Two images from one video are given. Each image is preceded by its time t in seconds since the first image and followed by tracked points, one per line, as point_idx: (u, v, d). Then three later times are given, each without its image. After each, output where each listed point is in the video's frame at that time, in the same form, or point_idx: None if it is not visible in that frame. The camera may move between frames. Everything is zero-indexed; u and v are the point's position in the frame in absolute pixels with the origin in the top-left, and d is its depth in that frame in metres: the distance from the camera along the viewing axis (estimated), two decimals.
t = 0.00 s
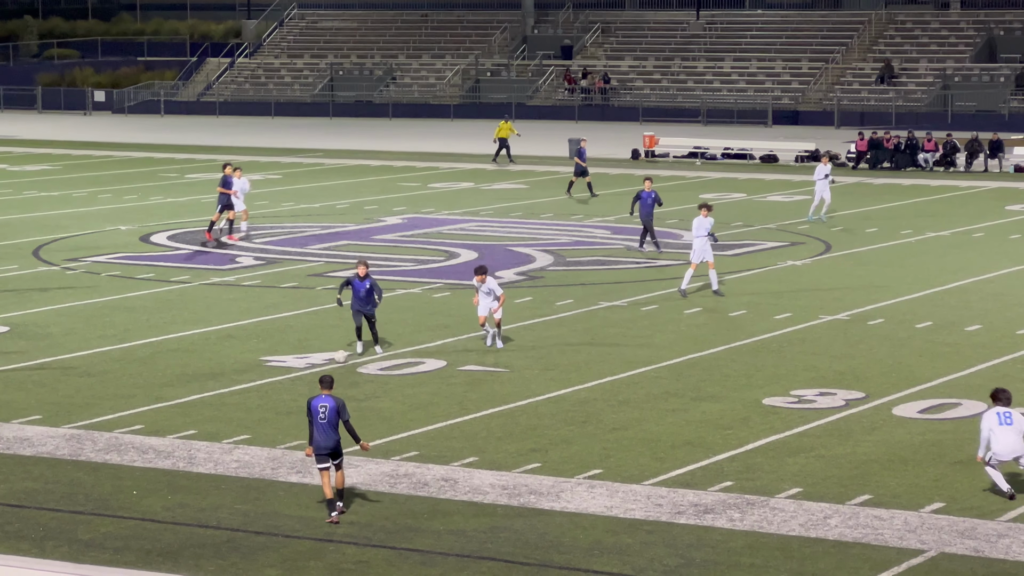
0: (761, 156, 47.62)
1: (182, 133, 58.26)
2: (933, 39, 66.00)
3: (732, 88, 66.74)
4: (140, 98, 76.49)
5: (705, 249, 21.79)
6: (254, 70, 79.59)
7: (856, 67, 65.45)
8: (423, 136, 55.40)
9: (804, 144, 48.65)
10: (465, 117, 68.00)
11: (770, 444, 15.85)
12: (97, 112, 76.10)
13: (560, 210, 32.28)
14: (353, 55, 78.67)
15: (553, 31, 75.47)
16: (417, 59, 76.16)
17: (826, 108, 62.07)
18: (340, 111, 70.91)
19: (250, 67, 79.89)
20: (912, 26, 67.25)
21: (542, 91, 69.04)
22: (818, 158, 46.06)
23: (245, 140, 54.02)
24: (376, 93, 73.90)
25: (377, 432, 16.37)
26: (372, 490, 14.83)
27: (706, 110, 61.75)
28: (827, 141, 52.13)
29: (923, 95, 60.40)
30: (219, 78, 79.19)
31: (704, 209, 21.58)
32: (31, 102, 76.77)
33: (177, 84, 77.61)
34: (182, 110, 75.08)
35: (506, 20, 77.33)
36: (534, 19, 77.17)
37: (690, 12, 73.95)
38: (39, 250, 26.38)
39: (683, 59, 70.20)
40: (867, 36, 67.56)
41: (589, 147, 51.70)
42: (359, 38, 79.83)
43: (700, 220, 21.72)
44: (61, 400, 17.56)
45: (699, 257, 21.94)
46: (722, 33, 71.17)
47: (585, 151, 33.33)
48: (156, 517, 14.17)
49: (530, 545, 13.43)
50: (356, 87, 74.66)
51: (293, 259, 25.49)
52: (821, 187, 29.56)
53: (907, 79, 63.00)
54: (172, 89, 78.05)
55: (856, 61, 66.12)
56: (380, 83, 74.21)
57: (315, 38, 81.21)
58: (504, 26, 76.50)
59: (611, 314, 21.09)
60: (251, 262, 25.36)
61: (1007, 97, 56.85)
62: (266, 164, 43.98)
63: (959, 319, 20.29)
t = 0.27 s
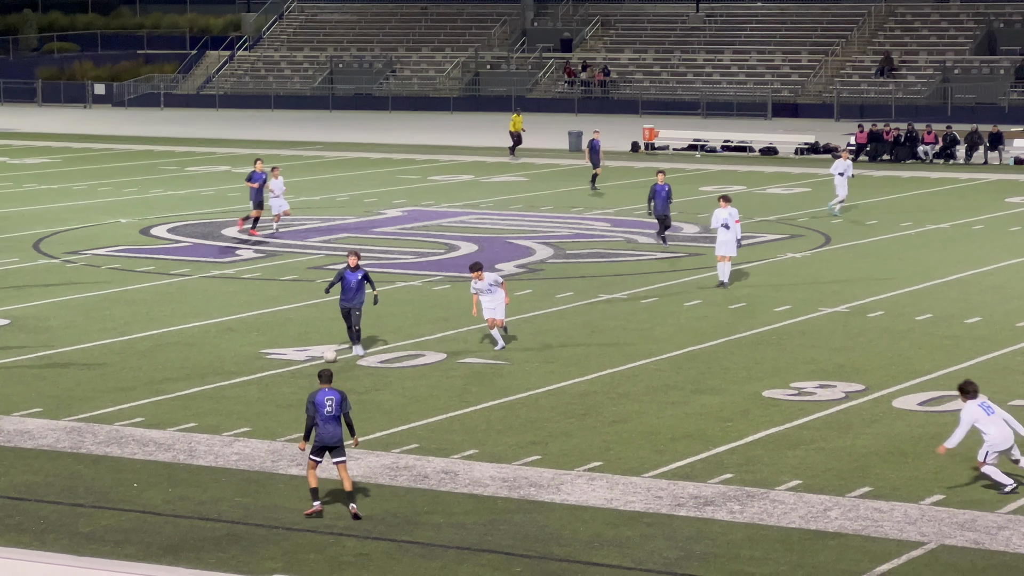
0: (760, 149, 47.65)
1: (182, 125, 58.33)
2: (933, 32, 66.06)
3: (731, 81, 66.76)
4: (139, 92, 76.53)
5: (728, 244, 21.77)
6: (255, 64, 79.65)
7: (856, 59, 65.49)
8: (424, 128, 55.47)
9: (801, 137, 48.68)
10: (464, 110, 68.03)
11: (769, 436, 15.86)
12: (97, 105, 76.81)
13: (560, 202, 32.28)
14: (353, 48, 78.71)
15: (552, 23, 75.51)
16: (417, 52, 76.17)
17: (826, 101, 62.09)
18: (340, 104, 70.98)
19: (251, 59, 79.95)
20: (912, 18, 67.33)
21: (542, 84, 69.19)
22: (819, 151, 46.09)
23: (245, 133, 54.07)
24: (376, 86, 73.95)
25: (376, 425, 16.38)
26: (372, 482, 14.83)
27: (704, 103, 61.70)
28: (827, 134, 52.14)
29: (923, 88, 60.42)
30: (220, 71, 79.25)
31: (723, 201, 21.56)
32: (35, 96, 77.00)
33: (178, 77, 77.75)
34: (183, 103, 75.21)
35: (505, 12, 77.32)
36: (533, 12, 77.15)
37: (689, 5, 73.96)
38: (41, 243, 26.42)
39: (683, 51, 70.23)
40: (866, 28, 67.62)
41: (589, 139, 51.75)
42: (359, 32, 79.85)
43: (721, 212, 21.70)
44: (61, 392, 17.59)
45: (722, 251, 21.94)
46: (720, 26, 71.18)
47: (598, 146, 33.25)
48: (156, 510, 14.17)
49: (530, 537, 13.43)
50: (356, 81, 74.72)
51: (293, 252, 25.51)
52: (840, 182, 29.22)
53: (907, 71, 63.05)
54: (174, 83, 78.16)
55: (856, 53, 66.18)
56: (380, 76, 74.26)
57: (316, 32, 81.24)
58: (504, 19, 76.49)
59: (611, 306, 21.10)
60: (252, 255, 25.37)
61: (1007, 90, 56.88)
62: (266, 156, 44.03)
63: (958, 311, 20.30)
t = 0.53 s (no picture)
0: (753, 147, 48.37)
1: (195, 125, 59.08)
2: (917, 34, 66.73)
3: (722, 83, 67.42)
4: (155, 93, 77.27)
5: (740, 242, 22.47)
6: (265, 66, 80.35)
7: (843, 62, 66.13)
8: (430, 128, 56.17)
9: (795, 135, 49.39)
10: (468, 112, 68.65)
11: (760, 423, 16.54)
12: (115, 106, 77.36)
13: (561, 199, 32.96)
14: (359, 51, 79.32)
15: (553, 27, 76.23)
16: (422, 55, 76.77)
17: (810, 102, 62.77)
18: (347, 106, 71.62)
19: (261, 63, 80.69)
20: (893, 22, 68.03)
21: (542, 86, 69.87)
22: (806, 150, 46.76)
23: (255, 133, 54.78)
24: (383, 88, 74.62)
25: (384, 412, 17.07)
26: (379, 468, 15.50)
27: (698, 103, 62.30)
28: (817, 133, 52.74)
29: (903, 89, 61.07)
30: (231, 73, 79.94)
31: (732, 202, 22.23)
32: (51, 98, 77.84)
33: (191, 79, 78.47)
34: (196, 104, 75.69)
35: (507, 16, 77.96)
36: (533, 17, 77.72)
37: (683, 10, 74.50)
38: (58, 239, 27.13)
39: (677, 54, 70.89)
40: (849, 33, 68.30)
41: (592, 138, 52.44)
42: (365, 35, 80.47)
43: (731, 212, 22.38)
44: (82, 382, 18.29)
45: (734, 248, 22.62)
46: (716, 29, 71.83)
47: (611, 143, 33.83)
48: (173, 494, 14.84)
49: (531, 520, 14.09)
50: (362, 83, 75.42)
51: (302, 247, 26.21)
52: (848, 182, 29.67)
53: (891, 73, 63.74)
54: (184, 84, 78.87)
55: (839, 57, 66.84)
56: (386, 78, 74.95)
57: (322, 35, 81.93)
58: (505, 23, 77.08)
59: (610, 298, 21.80)
60: (263, 249, 26.07)
61: (988, 90, 57.63)
62: (275, 155, 44.72)
63: (944, 304, 20.99)
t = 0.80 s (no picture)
0: (744, 147, 49.05)
1: (206, 126, 59.82)
2: (901, 39, 67.35)
3: (715, 85, 68.06)
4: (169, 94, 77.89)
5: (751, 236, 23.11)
6: (275, 69, 80.74)
7: (830, 64, 66.92)
8: (436, 129, 56.84)
9: (784, 136, 50.09)
10: (472, 113, 69.30)
11: (751, 412, 17.18)
12: (131, 108, 77.48)
13: (562, 197, 33.62)
14: (364, 54, 79.92)
15: (553, 31, 76.97)
16: (425, 58, 77.43)
17: (801, 102, 63.49)
18: (354, 107, 72.26)
19: (271, 65, 81.00)
20: (880, 26, 68.67)
21: (541, 87, 70.59)
22: (796, 148, 47.45)
23: (265, 133, 55.48)
24: (388, 90, 75.33)
25: (389, 402, 17.70)
26: (385, 455, 16.11)
27: (692, 104, 62.96)
28: (808, 133, 53.40)
29: (891, 90, 61.71)
30: (241, 75, 80.46)
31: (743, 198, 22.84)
32: (68, 99, 78.62)
33: (203, 81, 79.00)
34: (208, 106, 76.15)
35: (508, 21, 78.62)
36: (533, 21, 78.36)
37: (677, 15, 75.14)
38: (73, 235, 27.81)
39: (672, 57, 71.55)
40: (838, 36, 68.92)
41: (593, 138, 53.10)
42: (371, 39, 81.08)
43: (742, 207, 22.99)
44: (99, 373, 18.95)
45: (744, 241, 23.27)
46: (710, 33, 72.54)
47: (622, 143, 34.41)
48: (187, 480, 15.43)
49: (530, 505, 14.65)
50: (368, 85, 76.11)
51: (309, 243, 26.87)
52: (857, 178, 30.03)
53: (877, 76, 64.30)
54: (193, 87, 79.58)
55: (829, 59, 67.53)
56: (391, 80, 75.67)
57: (329, 38, 82.60)
58: (507, 27, 77.69)
59: (608, 292, 22.46)
60: (271, 245, 26.72)
61: (971, 92, 58.42)
62: (284, 155, 45.41)
63: (930, 297, 21.62)
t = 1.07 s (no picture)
0: (741, 140, 48.98)
1: (204, 120, 59.81)
2: (900, 32, 67.37)
3: (713, 79, 68.02)
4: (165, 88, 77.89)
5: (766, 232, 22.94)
6: (272, 63, 80.91)
7: (828, 58, 66.89)
8: (433, 123, 56.78)
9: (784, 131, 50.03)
10: (469, 106, 69.23)
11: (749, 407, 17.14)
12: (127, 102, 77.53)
13: (559, 191, 33.58)
14: (361, 49, 79.84)
15: (549, 25, 76.83)
16: (423, 52, 77.35)
17: (800, 96, 63.53)
18: (351, 101, 72.23)
19: (268, 59, 81.18)
20: (878, 20, 68.60)
21: (538, 81, 70.49)
22: (794, 143, 47.40)
23: (263, 128, 55.43)
24: (386, 84, 75.30)
25: (386, 397, 17.66)
26: (382, 450, 16.05)
27: (692, 99, 63.00)
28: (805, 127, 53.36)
29: (889, 84, 61.73)
30: (238, 69, 80.64)
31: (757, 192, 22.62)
32: (63, 93, 78.45)
33: (200, 76, 79.06)
34: (205, 100, 76.26)
35: (505, 15, 78.52)
36: (531, 15, 78.27)
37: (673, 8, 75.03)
38: (70, 230, 27.74)
39: (670, 51, 71.53)
40: (836, 30, 68.93)
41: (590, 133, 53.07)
42: (368, 33, 80.99)
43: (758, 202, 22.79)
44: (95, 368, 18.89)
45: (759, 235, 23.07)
46: (708, 27, 72.49)
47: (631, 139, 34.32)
48: (183, 475, 15.36)
49: (528, 500, 14.59)
50: (366, 79, 76.00)
51: (306, 237, 26.82)
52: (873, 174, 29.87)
53: (872, 69, 64.30)
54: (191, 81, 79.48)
55: (826, 53, 67.51)
56: (389, 74, 75.62)
57: (326, 32, 82.55)
58: (503, 22, 77.57)
59: (605, 287, 22.42)
60: (268, 240, 26.67)
61: (969, 86, 58.48)
62: (281, 149, 45.35)
63: (927, 292, 21.60)
